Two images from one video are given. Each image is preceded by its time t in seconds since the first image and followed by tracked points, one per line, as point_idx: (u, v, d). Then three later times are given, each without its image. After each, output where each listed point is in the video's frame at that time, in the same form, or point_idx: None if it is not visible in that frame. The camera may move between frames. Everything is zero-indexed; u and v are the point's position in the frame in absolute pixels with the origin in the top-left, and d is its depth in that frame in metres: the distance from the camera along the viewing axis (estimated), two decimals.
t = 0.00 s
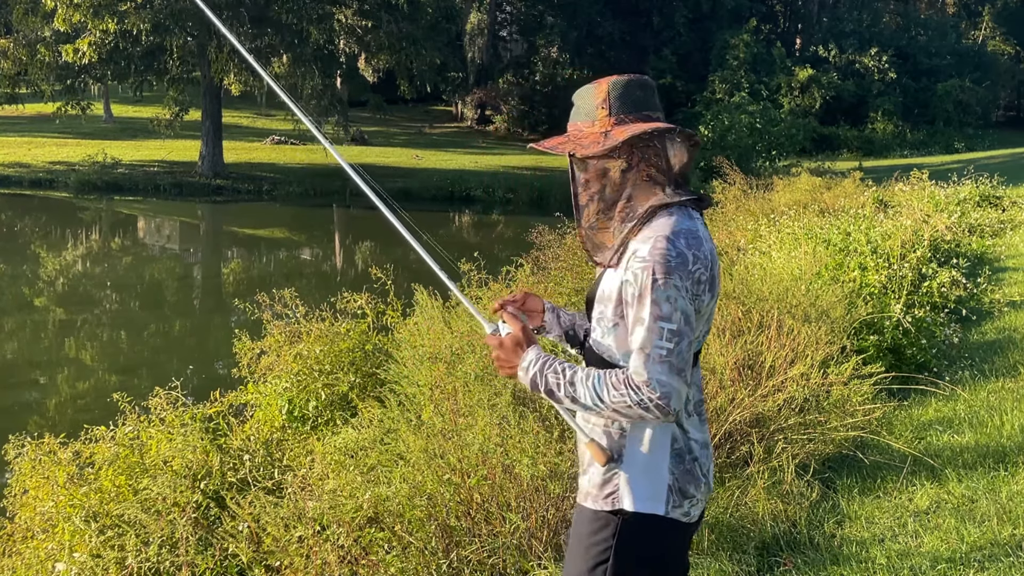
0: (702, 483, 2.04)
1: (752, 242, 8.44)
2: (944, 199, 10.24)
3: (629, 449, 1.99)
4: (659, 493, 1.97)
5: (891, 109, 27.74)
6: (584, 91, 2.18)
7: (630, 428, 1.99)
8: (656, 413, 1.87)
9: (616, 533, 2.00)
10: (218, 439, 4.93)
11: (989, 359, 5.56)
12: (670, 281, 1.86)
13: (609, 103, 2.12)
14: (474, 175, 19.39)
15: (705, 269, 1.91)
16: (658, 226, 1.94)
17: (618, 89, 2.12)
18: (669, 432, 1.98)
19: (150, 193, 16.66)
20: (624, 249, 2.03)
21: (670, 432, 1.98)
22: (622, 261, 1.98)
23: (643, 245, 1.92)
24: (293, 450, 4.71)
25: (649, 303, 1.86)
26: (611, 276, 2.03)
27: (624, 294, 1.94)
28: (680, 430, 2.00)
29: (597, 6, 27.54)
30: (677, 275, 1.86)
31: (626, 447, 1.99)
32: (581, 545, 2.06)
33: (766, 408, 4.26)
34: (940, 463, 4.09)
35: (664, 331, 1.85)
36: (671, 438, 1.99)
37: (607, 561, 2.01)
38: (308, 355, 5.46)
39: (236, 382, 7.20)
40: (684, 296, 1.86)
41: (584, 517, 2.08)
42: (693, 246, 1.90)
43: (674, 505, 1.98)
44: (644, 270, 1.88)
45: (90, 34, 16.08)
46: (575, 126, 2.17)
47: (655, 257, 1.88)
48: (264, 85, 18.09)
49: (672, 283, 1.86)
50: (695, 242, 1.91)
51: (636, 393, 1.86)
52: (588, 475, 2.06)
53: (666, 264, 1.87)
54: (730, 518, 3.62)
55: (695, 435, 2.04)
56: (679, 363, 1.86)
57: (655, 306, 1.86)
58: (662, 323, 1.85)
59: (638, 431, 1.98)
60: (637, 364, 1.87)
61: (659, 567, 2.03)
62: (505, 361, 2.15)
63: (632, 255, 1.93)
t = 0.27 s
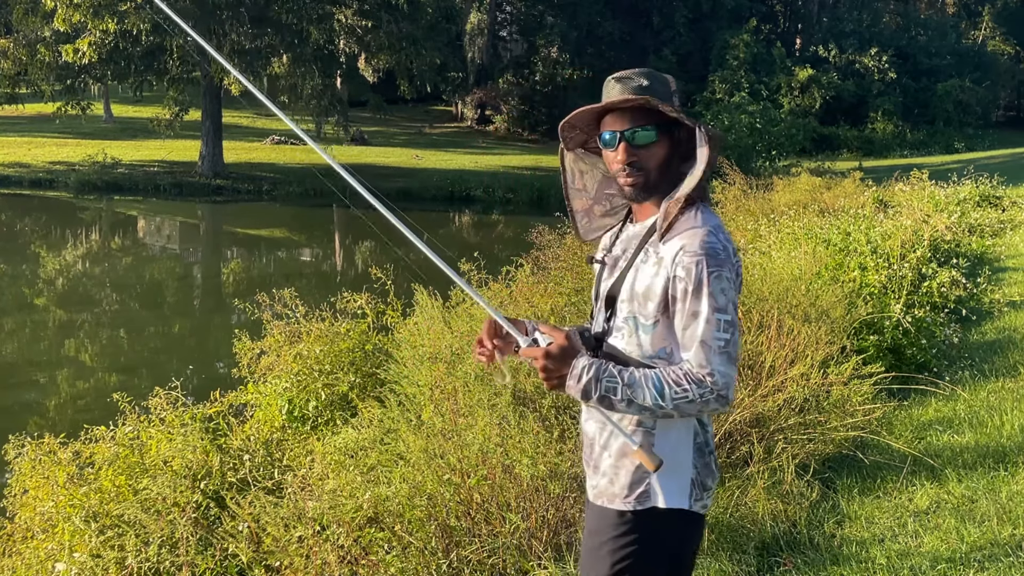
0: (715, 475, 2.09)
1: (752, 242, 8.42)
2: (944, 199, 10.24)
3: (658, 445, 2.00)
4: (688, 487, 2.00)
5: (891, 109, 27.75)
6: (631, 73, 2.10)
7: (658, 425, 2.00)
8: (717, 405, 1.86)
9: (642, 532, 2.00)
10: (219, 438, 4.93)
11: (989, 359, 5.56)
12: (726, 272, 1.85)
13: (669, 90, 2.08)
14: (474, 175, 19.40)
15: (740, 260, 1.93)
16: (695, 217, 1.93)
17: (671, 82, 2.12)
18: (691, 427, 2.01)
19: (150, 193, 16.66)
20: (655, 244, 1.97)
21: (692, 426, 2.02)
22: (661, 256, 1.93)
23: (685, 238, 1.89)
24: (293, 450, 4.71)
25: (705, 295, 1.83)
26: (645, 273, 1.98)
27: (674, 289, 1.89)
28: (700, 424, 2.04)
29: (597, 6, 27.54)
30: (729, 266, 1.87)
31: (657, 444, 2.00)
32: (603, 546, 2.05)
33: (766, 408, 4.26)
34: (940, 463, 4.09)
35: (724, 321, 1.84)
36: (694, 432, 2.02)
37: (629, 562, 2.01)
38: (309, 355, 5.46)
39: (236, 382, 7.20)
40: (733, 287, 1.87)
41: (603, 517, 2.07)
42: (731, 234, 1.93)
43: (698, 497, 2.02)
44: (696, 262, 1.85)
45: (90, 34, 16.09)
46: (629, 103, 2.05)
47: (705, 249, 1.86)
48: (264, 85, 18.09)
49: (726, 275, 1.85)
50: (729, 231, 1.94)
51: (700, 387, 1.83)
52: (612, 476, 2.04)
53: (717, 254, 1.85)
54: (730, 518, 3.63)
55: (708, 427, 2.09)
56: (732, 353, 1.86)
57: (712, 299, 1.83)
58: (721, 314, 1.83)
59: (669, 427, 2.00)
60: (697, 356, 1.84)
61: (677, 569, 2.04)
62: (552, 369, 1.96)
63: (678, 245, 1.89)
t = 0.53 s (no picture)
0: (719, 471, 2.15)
1: (751, 242, 8.41)
2: (944, 199, 10.24)
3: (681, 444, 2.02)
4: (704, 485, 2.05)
5: (891, 109, 27.76)
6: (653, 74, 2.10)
7: (680, 426, 2.01)
8: (754, 401, 1.92)
9: (662, 532, 2.01)
10: (218, 439, 4.93)
11: (989, 359, 5.56)
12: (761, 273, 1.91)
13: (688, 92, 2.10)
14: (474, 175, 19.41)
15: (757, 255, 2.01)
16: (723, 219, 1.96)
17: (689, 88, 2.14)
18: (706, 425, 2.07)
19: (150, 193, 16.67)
20: (683, 249, 1.97)
21: (706, 425, 2.07)
22: (694, 261, 1.93)
23: (720, 241, 1.91)
24: (293, 450, 4.71)
25: (746, 299, 1.88)
26: (675, 276, 1.96)
27: (715, 294, 1.91)
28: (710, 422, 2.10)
29: (597, 6, 27.54)
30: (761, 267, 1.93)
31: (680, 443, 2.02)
32: (621, 548, 2.03)
33: (766, 408, 4.26)
34: (940, 463, 4.09)
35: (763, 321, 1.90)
36: (707, 430, 2.08)
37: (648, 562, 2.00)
38: (308, 355, 5.46)
39: (236, 382, 7.20)
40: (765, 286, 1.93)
41: (620, 520, 2.04)
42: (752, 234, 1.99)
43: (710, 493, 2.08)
44: (736, 267, 1.89)
45: (90, 34, 16.10)
46: (654, 101, 2.04)
47: (743, 253, 1.90)
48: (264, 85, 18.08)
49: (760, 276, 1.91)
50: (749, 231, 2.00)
51: (742, 387, 1.89)
52: (634, 478, 2.02)
53: (751, 256, 1.91)
54: (730, 518, 3.63)
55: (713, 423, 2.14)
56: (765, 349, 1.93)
57: (750, 302, 1.89)
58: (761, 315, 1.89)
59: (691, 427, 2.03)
60: (739, 356, 1.89)
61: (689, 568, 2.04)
62: (600, 382, 1.86)
63: (714, 247, 1.90)
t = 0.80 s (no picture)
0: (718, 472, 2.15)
1: (752, 241, 8.38)
2: (944, 199, 10.24)
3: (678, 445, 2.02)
4: (704, 484, 2.05)
5: (891, 109, 27.76)
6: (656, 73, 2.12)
7: (677, 425, 2.01)
8: (746, 404, 1.90)
9: (658, 532, 2.01)
10: (218, 438, 4.93)
11: (989, 359, 5.56)
12: (758, 277, 1.90)
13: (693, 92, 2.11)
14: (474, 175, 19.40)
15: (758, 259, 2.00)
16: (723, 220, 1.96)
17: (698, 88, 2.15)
18: (705, 426, 2.06)
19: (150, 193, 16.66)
20: (681, 249, 1.97)
21: (705, 426, 2.06)
22: (691, 261, 1.94)
23: (714, 243, 1.91)
24: (293, 450, 4.71)
25: (740, 300, 1.87)
26: (673, 275, 1.97)
27: (709, 294, 1.91)
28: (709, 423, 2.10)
29: (597, 6, 27.55)
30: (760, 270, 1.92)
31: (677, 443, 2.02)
32: (617, 549, 2.04)
33: (766, 408, 4.26)
34: (940, 463, 4.09)
35: (755, 323, 1.89)
36: (706, 431, 2.07)
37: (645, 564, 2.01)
38: (308, 355, 5.45)
39: (236, 382, 7.20)
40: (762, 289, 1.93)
41: (616, 521, 2.05)
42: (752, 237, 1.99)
43: (710, 494, 2.07)
44: (731, 268, 1.88)
45: (90, 34, 16.10)
46: (653, 99, 2.06)
47: (740, 255, 1.89)
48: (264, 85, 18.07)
49: (755, 278, 1.90)
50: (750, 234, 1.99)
51: (732, 388, 1.87)
52: (629, 477, 2.03)
53: (747, 259, 1.90)
54: (730, 518, 3.62)
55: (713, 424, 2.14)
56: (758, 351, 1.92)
57: (742, 305, 1.88)
58: (755, 318, 1.88)
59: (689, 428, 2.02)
60: (729, 357, 1.88)
61: (687, 569, 2.05)
62: (592, 366, 1.87)
63: (712, 248, 1.91)
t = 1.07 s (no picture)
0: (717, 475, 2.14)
1: (752, 241, 8.38)
2: (944, 199, 10.24)
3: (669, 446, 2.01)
4: (696, 487, 2.04)
5: (891, 109, 27.77)
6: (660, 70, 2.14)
7: (668, 426, 2.01)
8: (711, 407, 1.90)
9: (648, 532, 2.02)
10: (218, 438, 4.93)
11: (989, 359, 5.56)
12: (742, 280, 1.89)
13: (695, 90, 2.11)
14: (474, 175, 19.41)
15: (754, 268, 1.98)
16: (719, 223, 1.95)
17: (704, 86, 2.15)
18: (698, 429, 2.05)
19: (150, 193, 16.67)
20: (672, 248, 1.98)
21: (698, 428, 2.05)
22: (679, 259, 1.95)
23: (703, 243, 1.91)
24: (293, 450, 4.71)
25: (718, 300, 1.87)
26: (661, 273, 1.98)
27: (690, 293, 1.91)
28: (704, 425, 2.08)
29: (597, 6, 27.56)
30: (747, 276, 1.91)
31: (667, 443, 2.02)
32: (610, 550, 2.05)
33: (766, 408, 4.26)
34: (940, 463, 4.09)
35: (732, 327, 1.88)
36: (699, 434, 2.06)
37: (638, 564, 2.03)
38: (308, 355, 5.45)
39: (236, 382, 7.20)
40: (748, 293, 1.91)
41: (608, 520, 2.07)
42: (746, 243, 1.97)
43: (705, 497, 2.06)
44: (714, 269, 1.88)
45: (90, 34, 16.11)
46: (650, 97, 2.08)
47: (725, 257, 1.89)
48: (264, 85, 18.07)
49: (739, 282, 1.89)
50: (745, 240, 1.98)
51: (697, 388, 1.88)
52: (619, 477, 2.04)
53: (733, 262, 1.89)
54: (730, 518, 3.62)
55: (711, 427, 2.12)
56: (733, 355, 1.90)
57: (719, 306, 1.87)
58: (731, 322, 1.88)
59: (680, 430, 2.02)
60: (698, 357, 1.89)
61: (682, 570, 2.06)
62: (558, 337, 1.97)
63: (696, 247, 1.91)
